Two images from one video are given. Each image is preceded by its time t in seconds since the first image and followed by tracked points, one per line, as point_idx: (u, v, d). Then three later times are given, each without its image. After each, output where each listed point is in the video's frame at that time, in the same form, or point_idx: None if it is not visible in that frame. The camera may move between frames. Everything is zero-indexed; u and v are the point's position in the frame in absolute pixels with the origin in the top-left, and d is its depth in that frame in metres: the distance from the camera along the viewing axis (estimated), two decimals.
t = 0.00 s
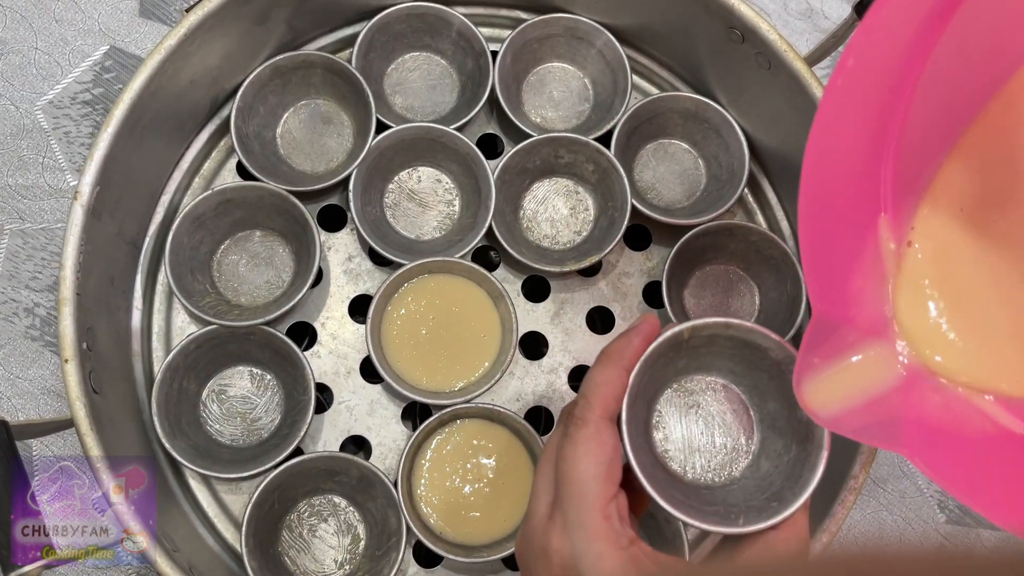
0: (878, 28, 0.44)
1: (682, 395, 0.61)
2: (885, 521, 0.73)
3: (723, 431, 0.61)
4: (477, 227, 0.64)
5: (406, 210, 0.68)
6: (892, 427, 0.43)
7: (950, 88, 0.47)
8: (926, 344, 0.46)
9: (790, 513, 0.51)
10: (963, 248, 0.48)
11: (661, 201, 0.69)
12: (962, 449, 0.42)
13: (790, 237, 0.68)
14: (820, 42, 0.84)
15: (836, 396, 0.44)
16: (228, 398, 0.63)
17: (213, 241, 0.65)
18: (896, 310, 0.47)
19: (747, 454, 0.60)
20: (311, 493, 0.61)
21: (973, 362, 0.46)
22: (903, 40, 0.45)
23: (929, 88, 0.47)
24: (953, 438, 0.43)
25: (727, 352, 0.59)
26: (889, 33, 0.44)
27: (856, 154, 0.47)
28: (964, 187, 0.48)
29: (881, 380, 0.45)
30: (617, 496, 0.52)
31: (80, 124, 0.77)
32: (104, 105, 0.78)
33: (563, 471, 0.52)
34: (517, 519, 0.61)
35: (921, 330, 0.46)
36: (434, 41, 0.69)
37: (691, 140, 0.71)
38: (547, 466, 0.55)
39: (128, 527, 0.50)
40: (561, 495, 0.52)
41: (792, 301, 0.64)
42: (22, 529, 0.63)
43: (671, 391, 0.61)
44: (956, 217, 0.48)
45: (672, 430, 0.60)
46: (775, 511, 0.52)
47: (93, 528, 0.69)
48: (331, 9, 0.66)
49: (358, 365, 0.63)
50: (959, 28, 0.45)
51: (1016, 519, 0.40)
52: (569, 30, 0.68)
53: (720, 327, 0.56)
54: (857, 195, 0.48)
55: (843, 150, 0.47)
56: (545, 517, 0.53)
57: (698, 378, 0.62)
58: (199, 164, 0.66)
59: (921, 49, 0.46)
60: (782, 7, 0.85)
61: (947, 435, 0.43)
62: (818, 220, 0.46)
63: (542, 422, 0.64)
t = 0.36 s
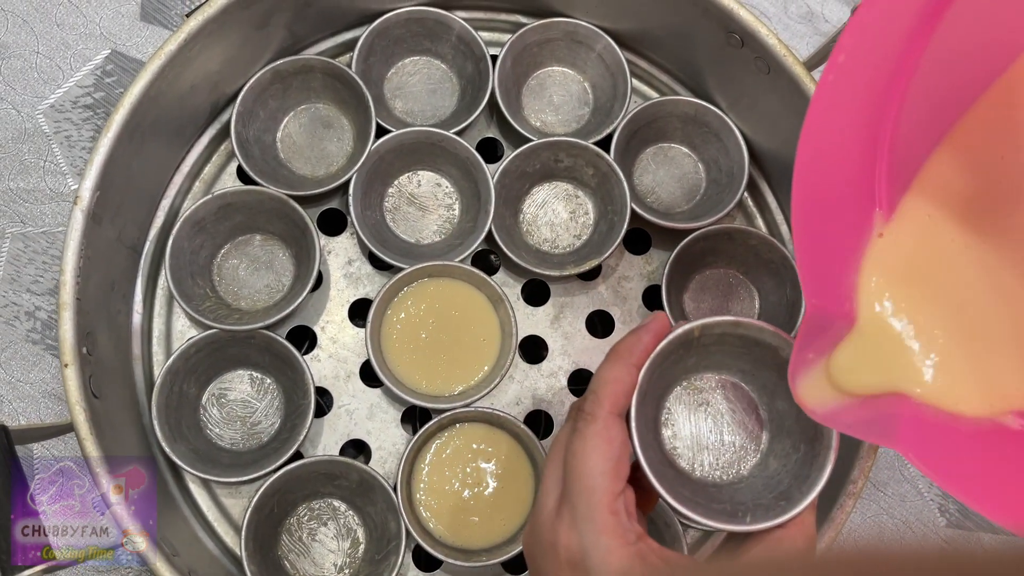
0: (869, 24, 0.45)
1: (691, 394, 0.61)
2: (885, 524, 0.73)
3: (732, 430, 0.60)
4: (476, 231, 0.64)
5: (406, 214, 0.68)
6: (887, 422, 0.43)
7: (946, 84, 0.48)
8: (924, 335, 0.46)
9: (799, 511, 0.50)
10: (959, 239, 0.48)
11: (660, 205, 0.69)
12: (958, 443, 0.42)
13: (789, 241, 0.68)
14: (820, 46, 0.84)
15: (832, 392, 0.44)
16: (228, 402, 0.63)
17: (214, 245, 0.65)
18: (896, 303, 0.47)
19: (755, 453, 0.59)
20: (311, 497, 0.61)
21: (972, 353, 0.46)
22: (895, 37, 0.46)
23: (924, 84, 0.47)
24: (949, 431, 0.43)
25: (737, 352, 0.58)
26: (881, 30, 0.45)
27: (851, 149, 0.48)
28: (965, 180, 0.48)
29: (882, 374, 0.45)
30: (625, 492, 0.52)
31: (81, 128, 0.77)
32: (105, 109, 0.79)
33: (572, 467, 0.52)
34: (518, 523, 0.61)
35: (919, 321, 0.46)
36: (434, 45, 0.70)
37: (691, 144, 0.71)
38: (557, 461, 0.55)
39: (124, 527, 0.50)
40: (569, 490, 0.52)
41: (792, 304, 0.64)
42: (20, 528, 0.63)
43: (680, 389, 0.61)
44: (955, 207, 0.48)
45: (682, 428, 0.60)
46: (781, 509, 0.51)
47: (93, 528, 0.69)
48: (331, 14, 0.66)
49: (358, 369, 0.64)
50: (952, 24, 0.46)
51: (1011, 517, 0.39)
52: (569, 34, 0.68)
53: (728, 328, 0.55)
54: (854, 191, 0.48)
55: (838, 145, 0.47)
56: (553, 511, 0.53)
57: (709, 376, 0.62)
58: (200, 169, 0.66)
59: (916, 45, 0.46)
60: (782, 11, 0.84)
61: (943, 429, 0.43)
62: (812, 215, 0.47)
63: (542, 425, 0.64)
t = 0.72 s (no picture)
0: (863, 25, 0.45)
1: (694, 399, 0.61)
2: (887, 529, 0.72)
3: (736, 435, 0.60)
4: (478, 236, 0.64)
5: (408, 220, 0.68)
6: (887, 429, 0.44)
7: (943, 82, 0.48)
8: (934, 337, 0.45)
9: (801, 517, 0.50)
10: (969, 238, 0.47)
11: (662, 210, 0.69)
12: (955, 449, 0.43)
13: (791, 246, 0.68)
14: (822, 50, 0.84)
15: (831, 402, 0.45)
16: (230, 407, 0.63)
17: (216, 250, 0.65)
18: (904, 304, 0.45)
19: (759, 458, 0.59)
20: (313, 503, 0.61)
21: (979, 356, 0.45)
22: (890, 38, 0.46)
23: (921, 83, 0.47)
24: (949, 437, 0.43)
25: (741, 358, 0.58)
26: (875, 31, 0.45)
27: (846, 151, 0.48)
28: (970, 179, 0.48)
29: (888, 381, 0.44)
30: (628, 495, 0.52)
31: (84, 132, 0.77)
32: (107, 114, 0.79)
33: (574, 471, 0.52)
34: (520, 530, 0.61)
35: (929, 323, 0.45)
36: (435, 50, 0.70)
37: (692, 149, 0.71)
38: (558, 465, 0.54)
39: (123, 527, 0.50)
40: (572, 493, 0.52)
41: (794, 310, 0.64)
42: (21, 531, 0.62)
43: (683, 393, 0.61)
44: (963, 207, 0.47)
45: (686, 432, 0.60)
46: (784, 515, 0.51)
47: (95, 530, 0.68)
48: (332, 20, 0.66)
49: (359, 374, 0.64)
50: (953, 22, 0.45)
51: (1007, 523, 0.40)
52: (571, 39, 0.68)
53: (731, 334, 0.55)
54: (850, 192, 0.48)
55: (833, 148, 0.47)
56: (556, 515, 0.53)
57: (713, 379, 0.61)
58: (202, 174, 0.66)
59: (912, 45, 0.46)
60: (785, 16, 0.84)
61: (943, 436, 0.43)
62: (806, 217, 0.47)
63: (544, 431, 0.64)
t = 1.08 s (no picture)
0: (864, 24, 0.45)
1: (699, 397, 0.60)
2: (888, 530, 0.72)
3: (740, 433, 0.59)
4: (479, 238, 0.64)
5: (409, 221, 0.68)
6: (888, 426, 0.44)
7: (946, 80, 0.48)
8: (939, 333, 0.45)
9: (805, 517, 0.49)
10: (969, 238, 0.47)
11: (663, 212, 0.70)
12: (956, 447, 0.43)
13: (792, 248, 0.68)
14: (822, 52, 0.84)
15: (831, 400, 0.44)
16: (231, 408, 0.63)
17: (218, 251, 0.65)
18: (909, 301, 0.45)
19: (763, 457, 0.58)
20: (313, 504, 0.62)
21: (983, 355, 0.45)
22: (890, 36, 0.46)
23: (923, 81, 0.48)
24: (950, 436, 0.43)
25: (744, 362, 0.57)
26: (877, 30, 0.46)
27: (848, 148, 0.48)
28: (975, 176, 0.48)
29: (890, 377, 0.44)
30: (631, 493, 0.52)
31: (85, 134, 0.78)
32: (108, 115, 0.79)
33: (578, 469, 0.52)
34: (521, 532, 0.61)
35: (934, 319, 0.45)
36: (436, 52, 0.70)
37: (693, 151, 0.71)
38: (563, 462, 0.55)
39: (123, 527, 0.50)
40: (575, 491, 0.52)
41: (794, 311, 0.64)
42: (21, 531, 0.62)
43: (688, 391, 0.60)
44: (963, 205, 0.47)
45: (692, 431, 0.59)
46: (786, 515, 0.50)
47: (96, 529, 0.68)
48: (334, 21, 0.66)
49: (360, 375, 0.64)
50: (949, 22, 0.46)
51: (1008, 520, 0.39)
52: (572, 41, 0.68)
53: (740, 332, 0.54)
54: (853, 188, 0.49)
55: (834, 145, 0.48)
56: (559, 512, 0.53)
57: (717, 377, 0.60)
58: (203, 175, 0.67)
59: (910, 45, 0.47)
60: (785, 18, 0.84)
61: (946, 435, 0.43)
62: (808, 214, 0.48)
63: (545, 432, 0.64)
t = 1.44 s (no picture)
0: (865, 19, 0.44)
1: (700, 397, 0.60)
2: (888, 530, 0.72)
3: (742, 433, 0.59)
4: (480, 238, 0.64)
5: (410, 221, 0.68)
6: (886, 426, 0.44)
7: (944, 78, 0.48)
8: (935, 332, 0.45)
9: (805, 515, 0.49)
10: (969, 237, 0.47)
11: (664, 213, 0.70)
12: (955, 446, 0.43)
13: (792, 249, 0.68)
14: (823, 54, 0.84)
15: (829, 399, 0.44)
16: (233, 408, 0.63)
17: (220, 252, 0.65)
18: (905, 301, 0.46)
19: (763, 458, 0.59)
20: (314, 504, 0.62)
21: (980, 353, 0.45)
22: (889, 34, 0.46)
23: (921, 79, 0.48)
24: (948, 435, 0.44)
25: (745, 363, 0.57)
26: (877, 25, 0.45)
27: (845, 145, 0.48)
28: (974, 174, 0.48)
29: (887, 376, 0.44)
30: (633, 490, 0.52)
31: (88, 135, 0.78)
32: (111, 116, 0.79)
33: (580, 466, 0.52)
34: (522, 532, 0.61)
35: (929, 319, 0.45)
36: (438, 53, 0.70)
37: (694, 152, 0.71)
38: (565, 460, 0.55)
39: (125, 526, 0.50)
40: (577, 488, 0.52)
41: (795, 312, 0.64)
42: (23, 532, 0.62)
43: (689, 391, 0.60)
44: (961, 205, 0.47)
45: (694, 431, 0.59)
46: (787, 513, 0.50)
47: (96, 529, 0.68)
48: (336, 23, 0.66)
49: (362, 376, 0.64)
50: (947, 23, 0.46)
51: (1009, 519, 0.40)
52: (573, 43, 0.68)
53: (740, 332, 0.54)
54: (849, 185, 0.49)
55: (832, 142, 0.47)
56: (561, 510, 0.53)
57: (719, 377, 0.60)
58: (206, 176, 0.67)
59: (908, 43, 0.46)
60: (786, 20, 0.85)
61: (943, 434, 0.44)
62: (806, 211, 0.47)
63: (546, 432, 0.64)
